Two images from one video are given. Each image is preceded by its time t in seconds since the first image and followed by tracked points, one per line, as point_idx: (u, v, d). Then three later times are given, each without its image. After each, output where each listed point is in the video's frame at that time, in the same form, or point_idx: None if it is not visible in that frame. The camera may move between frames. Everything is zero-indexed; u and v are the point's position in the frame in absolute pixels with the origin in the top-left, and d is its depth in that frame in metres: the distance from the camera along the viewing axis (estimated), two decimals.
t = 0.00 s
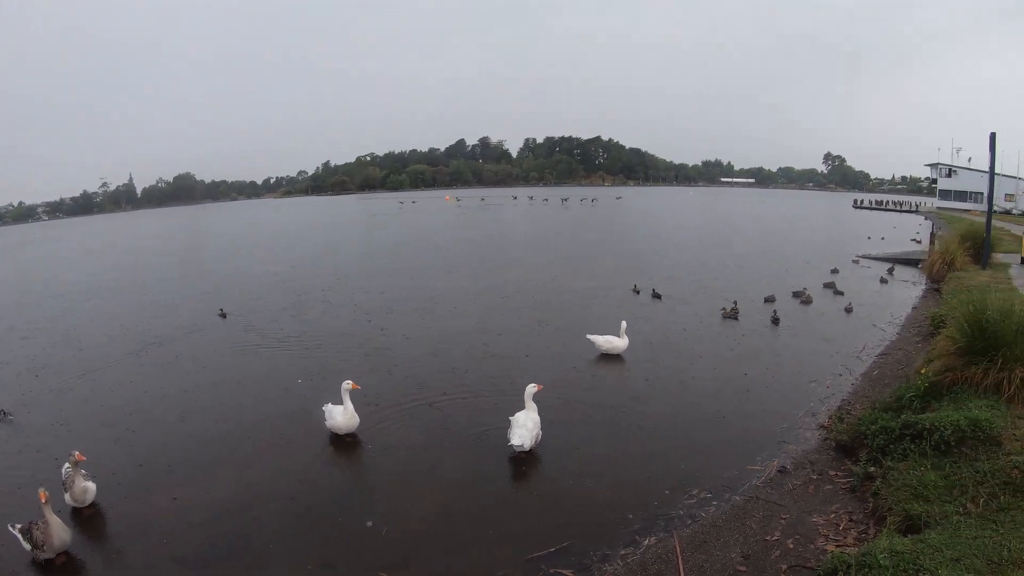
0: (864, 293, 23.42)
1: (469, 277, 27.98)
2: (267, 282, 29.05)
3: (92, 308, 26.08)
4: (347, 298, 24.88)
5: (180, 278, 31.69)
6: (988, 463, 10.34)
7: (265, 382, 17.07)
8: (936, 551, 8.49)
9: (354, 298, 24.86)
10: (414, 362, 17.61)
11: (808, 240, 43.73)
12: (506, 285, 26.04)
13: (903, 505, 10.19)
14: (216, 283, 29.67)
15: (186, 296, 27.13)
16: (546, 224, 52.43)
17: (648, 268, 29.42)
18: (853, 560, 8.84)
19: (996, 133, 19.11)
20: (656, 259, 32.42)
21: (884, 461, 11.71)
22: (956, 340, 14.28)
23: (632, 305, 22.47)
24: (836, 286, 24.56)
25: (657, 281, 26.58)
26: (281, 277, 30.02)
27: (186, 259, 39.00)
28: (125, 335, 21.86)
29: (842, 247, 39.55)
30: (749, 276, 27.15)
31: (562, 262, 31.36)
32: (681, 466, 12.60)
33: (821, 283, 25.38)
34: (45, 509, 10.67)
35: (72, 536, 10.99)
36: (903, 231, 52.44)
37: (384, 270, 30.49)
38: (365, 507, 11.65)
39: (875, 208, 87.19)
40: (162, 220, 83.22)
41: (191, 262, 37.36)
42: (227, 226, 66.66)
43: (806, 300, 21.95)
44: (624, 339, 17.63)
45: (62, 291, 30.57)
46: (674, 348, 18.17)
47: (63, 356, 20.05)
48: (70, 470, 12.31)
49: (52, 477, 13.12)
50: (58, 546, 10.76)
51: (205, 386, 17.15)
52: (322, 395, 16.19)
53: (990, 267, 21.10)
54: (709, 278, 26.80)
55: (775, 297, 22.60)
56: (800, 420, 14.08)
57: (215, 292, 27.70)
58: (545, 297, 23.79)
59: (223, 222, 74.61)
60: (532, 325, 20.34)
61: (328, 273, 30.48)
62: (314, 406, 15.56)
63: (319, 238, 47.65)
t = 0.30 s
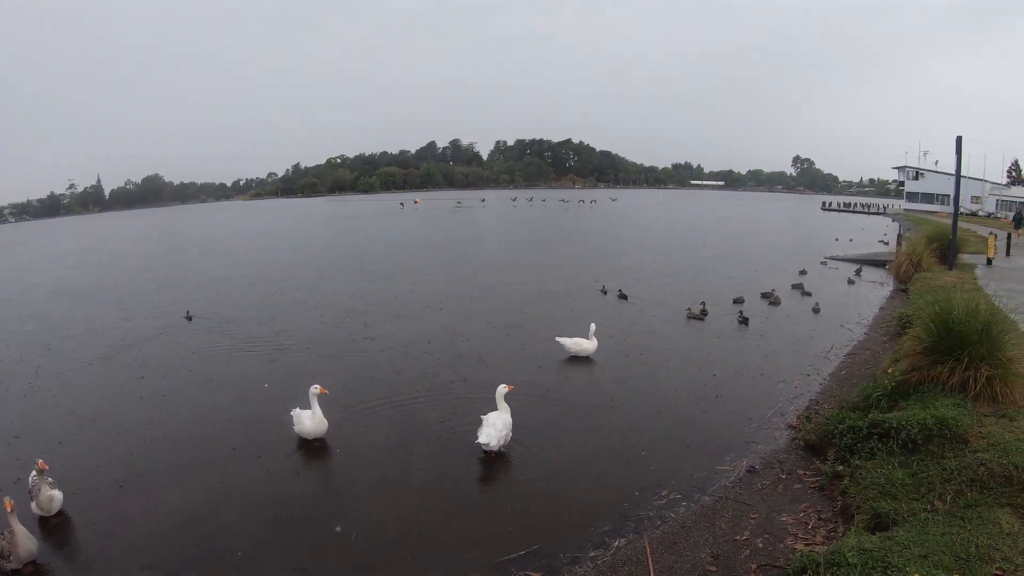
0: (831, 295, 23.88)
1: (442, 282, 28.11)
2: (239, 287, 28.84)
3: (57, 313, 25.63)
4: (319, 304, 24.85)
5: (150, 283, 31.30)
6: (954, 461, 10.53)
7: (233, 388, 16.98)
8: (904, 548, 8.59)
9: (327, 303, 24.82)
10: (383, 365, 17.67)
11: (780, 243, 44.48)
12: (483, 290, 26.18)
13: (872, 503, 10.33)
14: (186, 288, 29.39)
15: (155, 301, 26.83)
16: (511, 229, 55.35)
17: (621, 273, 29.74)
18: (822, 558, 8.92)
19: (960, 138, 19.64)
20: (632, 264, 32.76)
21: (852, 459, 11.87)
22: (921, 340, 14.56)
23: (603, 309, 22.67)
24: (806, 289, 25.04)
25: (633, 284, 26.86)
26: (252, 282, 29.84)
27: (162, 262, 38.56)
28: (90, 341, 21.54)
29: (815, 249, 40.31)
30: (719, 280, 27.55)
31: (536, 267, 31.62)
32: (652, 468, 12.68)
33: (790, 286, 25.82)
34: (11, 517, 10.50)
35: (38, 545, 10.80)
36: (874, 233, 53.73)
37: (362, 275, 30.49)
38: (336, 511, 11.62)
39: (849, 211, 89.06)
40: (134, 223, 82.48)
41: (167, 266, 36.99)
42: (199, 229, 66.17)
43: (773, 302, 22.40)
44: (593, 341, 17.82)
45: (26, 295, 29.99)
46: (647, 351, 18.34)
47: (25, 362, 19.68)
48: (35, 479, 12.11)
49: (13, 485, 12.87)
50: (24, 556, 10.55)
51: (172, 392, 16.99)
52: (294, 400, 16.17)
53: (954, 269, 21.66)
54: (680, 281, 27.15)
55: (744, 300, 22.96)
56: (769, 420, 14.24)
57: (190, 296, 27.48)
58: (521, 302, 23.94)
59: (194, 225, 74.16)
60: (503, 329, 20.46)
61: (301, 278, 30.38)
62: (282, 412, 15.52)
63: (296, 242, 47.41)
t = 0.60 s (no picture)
0: (798, 296, 24.27)
1: (414, 285, 28.11)
2: (207, 291, 28.47)
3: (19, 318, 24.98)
4: (289, 308, 24.66)
5: (116, 287, 30.71)
6: (920, 459, 10.68)
7: (199, 394, 16.76)
8: (872, 547, 8.67)
9: (297, 307, 24.66)
10: (350, 370, 17.62)
11: (751, 246, 45.18)
12: (459, 294, 26.15)
13: (839, 502, 10.42)
14: (153, 292, 28.90)
15: (121, 306, 26.34)
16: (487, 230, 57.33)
17: (592, 276, 29.96)
18: (789, 558, 8.97)
19: (925, 141, 20.07)
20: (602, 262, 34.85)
21: (818, 459, 11.98)
22: (887, 339, 14.80)
23: (573, 312, 22.78)
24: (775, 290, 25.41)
25: (608, 287, 27.02)
26: (222, 286, 29.47)
27: (135, 266, 37.88)
28: (51, 347, 21.05)
29: (787, 251, 40.96)
30: (689, 282, 27.86)
31: (508, 270, 31.77)
32: (621, 470, 12.71)
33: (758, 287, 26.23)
34: None
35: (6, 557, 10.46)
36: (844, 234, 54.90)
37: (338, 279, 30.27)
38: (304, 518, 11.46)
39: (820, 213, 90.94)
40: (101, 226, 81.18)
41: (141, 269, 36.34)
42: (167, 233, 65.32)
43: (741, 303, 22.81)
44: (562, 343, 17.90)
45: None
46: (620, 353, 18.44)
47: None
48: None
49: None
50: None
51: (136, 399, 16.69)
52: (264, 406, 15.99)
53: (920, 270, 22.17)
54: (651, 284, 27.39)
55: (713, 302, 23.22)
56: (738, 421, 14.35)
57: (162, 300, 27.02)
58: (497, 305, 23.94)
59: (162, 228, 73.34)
60: (473, 333, 20.48)
61: (272, 282, 30.10)
62: (249, 418, 15.37)
63: (271, 245, 46.95)
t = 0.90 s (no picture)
0: (773, 297, 24.54)
1: (391, 289, 28.05)
2: (182, 295, 28.16)
3: None
4: (265, 312, 24.49)
5: (89, 292, 30.26)
6: (893, 456, 10.82)
7: (170, 401, 16.54)
8: (846, 544, 8.75)
9: (273, 311, 24.48)
10: (324, 375, 17.53)
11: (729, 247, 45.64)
12: (437, 297, 26.13)
13: (813, 500, 10.50)
14: (126, 297, 28.51)
15: (93, 311, 25.94)
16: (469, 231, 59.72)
17: (570, 278, 30.10)
18: (764, 557, 9.02)
19: (896, 142, 20.42)
20: (578, 259, 37.48)
21: (792, 458, 12.08)
22: (859, 339, 14.99)
23: (550, 315, 22.83)
24: (750, 290, 25.67)
25: (588, 289, 27.10)
26: (197, 290, 29.17)
27: (111, 271, 37.31)
28: (17, 353, 20.64)
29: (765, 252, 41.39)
30: (666, 284, 28.06)
31: (486, 273, 31.83)
32: (595, 472, 12.72)
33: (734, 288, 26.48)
34: None
35: None
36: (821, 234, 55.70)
37: (318, 282, 30.05)
38: (277, 525, 11.32)
39: (798, 214, 92.29)
40: (74, 231, 80.23)
41: (117, 274, 35.79)
42: (142, 237, 64.72)
43: (715, 304, 23.07)
44: (537, 345, 17.94)
45: None
46: (597, 355, 18.51)
47: None
48: None
49: None
50: None
51: (106, 406, 16.41)
52: (237, 411, 15.83)
53: (893, 269, 22.53)
54: (629, 286, 27.55)
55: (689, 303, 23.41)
56: (713, 422, 14.47)
57: (138, 305, 26.62)
58: (476, 309, 23.91)
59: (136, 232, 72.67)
60: (450, 336, 20.47)
61: (248, 286, 29.84)
62: (221, 424, 15.20)
63: (250, 249, 46.55)
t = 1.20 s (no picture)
0: (754, 298, 24.71)
1: (374, 292, 27.96)
2: (163, 300, 27.88)
3: None
4: (245, 316, 24.31)
5: (67, 297, 29.87)
6: (873, 455, 10.93)
7: (147, 407, 16.35)
8: (826, 543, 8.80)
9: (253, 316, 24.32)
10: (304, 380, 17.42)
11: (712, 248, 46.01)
12: (419, 300, 26.07)
13: (793, 500, 10.55)
14: (105, 302, 28.18)
15: (70, 316, 25.60)
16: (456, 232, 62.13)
17: (554, 281, 30.16)
18: (745, 558, 9.05)
19: (873, 143, 20.66)
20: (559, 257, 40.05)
21: (772, 458, 12.16)
22: (838, 339, 15.13)
23: (532, 318, 22.86)
24: (732, 292, 25.84)
25: (571, 292, 27.14)
26: (178, 295, 28.90)
27: (90, 276, 36.80)
28: None
29: (747, 254, 41.72)
30: (648, 286, 28.19)
31: (470, 276, 31.82)
32: (576, 475, 12.72)
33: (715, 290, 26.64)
34: None
35: None
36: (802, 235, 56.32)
37: (300, 286, 29.84)
38: (254, 532, 11.20)
39: (779, 215, 93.29)
40: (51, 236, 79.46)
41: (96, 279, 35.28)
42: (122, 241, 64.20)
43: (695, 306, 23.25)
44: (517, 349, 17.93)
45: None
46: (578, 358, 18.56)
47: None
48: None
49: None
50: None
51: (81, 413, 16.18)
52: (215, 418, 15.69)
53: (871, 269, 22.79)
54: (611, 288, 27.65)
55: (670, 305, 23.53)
56: (694, 424, 14.53)
57: (116, 311, 26.24)
58: (459, 312, 23.86)
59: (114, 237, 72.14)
60: (431, 340, 20.42)
61: (230, 290, 29.62)
62: (199, 431, 15.04)
63: (233, 253, 46.23)
